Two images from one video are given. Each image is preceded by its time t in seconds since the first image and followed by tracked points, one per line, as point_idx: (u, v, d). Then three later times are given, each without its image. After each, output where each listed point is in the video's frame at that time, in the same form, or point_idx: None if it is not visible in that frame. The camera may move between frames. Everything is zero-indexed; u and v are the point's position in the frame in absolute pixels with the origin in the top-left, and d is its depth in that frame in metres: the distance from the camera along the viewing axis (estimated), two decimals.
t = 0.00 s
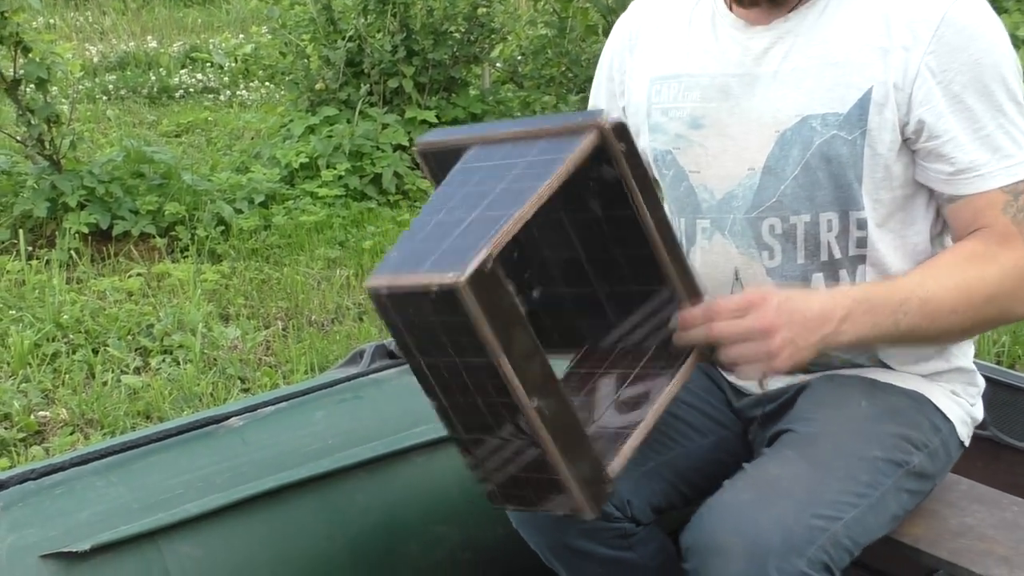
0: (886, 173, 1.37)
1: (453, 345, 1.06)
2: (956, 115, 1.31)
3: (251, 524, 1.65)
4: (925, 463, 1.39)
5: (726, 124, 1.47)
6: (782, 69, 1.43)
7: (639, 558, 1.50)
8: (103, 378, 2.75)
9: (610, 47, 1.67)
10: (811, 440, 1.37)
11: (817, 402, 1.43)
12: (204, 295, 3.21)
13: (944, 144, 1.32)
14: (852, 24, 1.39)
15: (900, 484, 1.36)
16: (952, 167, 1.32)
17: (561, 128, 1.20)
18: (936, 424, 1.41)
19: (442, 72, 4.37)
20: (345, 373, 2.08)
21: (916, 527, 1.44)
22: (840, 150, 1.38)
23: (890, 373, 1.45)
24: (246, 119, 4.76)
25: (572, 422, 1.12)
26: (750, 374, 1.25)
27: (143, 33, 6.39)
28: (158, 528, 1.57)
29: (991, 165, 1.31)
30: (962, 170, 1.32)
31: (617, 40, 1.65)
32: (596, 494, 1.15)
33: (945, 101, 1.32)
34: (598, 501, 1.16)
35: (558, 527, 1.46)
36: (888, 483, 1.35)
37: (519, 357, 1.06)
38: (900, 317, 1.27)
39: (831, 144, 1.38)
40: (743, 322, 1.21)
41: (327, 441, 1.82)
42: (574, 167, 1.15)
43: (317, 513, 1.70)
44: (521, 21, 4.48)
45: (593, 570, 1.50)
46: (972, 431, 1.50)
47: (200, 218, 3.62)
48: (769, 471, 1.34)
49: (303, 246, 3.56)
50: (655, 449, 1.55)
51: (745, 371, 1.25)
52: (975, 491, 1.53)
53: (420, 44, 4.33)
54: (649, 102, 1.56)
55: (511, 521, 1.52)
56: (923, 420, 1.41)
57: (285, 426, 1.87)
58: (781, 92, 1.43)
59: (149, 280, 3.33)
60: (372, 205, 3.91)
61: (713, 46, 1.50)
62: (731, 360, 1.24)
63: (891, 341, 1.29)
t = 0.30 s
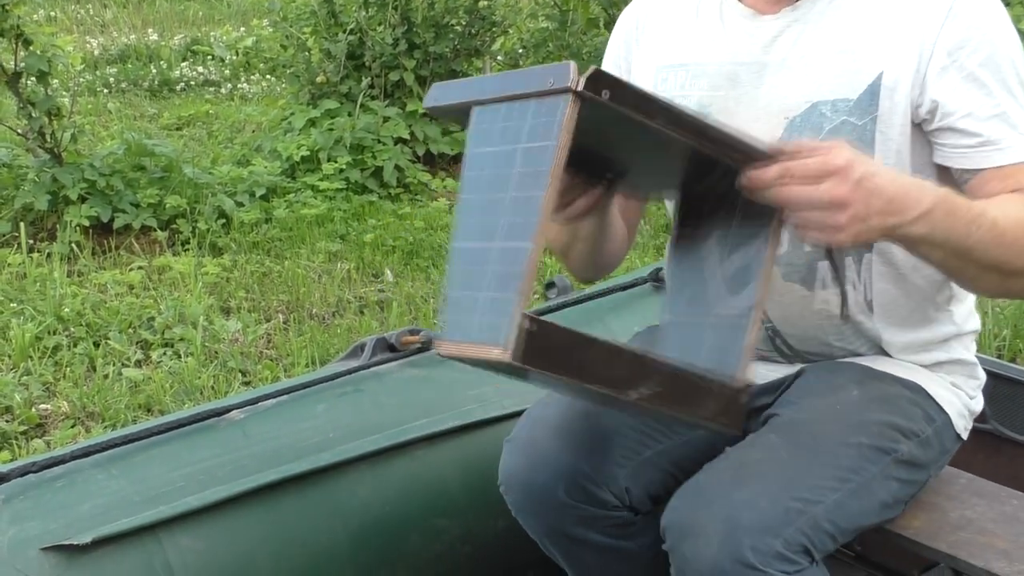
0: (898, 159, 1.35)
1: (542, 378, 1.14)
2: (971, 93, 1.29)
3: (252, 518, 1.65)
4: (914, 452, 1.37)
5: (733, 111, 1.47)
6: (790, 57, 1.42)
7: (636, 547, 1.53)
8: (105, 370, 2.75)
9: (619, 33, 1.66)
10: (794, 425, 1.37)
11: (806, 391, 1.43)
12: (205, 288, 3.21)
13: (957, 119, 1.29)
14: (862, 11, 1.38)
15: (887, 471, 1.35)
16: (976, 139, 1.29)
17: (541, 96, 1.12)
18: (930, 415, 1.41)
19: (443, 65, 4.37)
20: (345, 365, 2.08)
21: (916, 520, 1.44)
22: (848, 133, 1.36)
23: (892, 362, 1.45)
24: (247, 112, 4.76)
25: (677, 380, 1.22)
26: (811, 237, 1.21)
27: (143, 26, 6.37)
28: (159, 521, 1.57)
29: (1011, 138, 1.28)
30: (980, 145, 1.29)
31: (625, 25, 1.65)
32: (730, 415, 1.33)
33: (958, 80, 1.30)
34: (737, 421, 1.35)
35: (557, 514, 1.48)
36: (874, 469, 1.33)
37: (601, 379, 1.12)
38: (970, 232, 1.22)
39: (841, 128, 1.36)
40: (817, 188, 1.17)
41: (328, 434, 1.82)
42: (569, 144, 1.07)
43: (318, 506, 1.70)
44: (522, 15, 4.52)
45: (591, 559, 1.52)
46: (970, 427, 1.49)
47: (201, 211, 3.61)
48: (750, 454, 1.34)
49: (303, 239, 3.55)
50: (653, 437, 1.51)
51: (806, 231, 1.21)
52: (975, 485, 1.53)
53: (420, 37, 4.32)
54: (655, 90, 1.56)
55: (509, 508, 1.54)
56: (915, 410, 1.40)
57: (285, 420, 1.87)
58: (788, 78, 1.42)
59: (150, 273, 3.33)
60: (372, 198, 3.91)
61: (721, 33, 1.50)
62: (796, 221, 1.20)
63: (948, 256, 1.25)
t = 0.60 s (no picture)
0: (913, 158, 1.37)
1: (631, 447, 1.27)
2: (983, 96, 1.31)
3: (252, 514, 1.65)
4: (912, 448, 1.39)
5: (747, 107, 1.46)
6: (807, 53, 1.42)
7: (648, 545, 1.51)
8: (104, 367, 2.75)
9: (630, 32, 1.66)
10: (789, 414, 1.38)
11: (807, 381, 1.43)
12: (205, 285, 3.21)
13: (969, 124, 1.31)
14: (880, 10, 1.38)
15: (881, 467, 1.37)
16: (981, 146, 1.31)
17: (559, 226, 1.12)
18: (931, 413, 1.41)
19: (444, 61, 4.37)
20: (346, 362, 2.07)
21: (917, 518, 1.43)
22: (865, 132, 1.36)
23: (897, 359, 1.45)
24: (247, 108, 4.76)
25: (760, 414, 1.28)
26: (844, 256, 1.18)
27: (143, 22, 6.36)
28: (158, 517, 1.58)
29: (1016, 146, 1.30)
30: (989, 151, 1.30)
31: (637, 20, 1.65)
32: (821, 415, 1.32)
33: (973, 82, 1.31)
34: (828, 417, 1.32)
35: (567, 512, 1.48)
36: (866, 463, 1.35)
37: (688, 453, 1.24)
38: (998, 242, 1.21)
39: (857, 128, 1.37)
40: (854, 204, 1.14)
41: (329, 430, 1.82)
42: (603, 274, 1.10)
43: (318, 501, 1.71)
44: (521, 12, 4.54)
45: (599, 557, 1.52)
46: (972, 426, 1.49)
47: (201, 207, 3.61)
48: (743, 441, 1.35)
49: (303, 235, 3.55)
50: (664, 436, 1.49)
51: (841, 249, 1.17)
52: (977, 482, 1.53)
53: (421, 33, 4.31)
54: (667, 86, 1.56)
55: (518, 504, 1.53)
56: (916, 407, 1.41)
57: (285, 417, 1.86)
58: (802, 75, 1.41)
59: (150, 269, 3.33)
60: (373, 194, 3.91)
61: (735, 30, 1.50)
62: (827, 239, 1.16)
63: (973, 265, 1.23)
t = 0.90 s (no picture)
0: (919, 162, 1.37)
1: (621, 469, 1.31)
2: (987, 103, 1.32)
3: (252, 512, 1.66)
4: (910, 447, 1.39)
5: (752, 107, 1.47)
6: (814, 54, 1.42)
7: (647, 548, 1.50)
8: (105, 364, 2.75)
9: (634, 29, 1.65)
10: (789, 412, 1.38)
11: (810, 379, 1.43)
12: (205, 283, 3.21)
13: (973, 131, 1.32)
14: (888, 12, 1.37)
15: (878, 466, 1.37)
16: (978, 156, 1.33)
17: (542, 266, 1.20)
18: (929, 412, 1.41)
19: (444, 58, 4.37)
20: (345, 359, 2.04)
21: (917, 515, 1.44)
22: (870, 135, 1.37)
23: (898, 359, 1.44)
24: (247, 105, 4.76)
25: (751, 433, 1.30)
26: (853, 287, 1.23)
27: (144, 19, 6.36)
28: (159, 515, 1.59)
29: (1015, 156, 1.32)
30: (988, 160, 1.33)
31: (642, 19, 1.64)
32: (818, 430, 1.33)
33: (979, 89, 1.32)
34: (826, 432, 1.33)
35: (567, 509, 1.48)
36: (863, 462, 1.36)
37: (677, 472, 1.28)
38: (997, 257, 1.27)
39: (865, 131, 1.37)
40: (857, 236, 1.19)
41: (329, 427, 1.82)
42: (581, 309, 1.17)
43: (318, 498, 1.72)
44: (523, 9, 4.56)
45: (596, 556, 1.52)
46: (971, 425, 1.49)
47: (201, 205, 3.61)
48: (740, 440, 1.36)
49: (304, 233, 3.55)
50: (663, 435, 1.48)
51: (850, 281, 1.23)
52: (977, 480, 1.52)
53: (421, 31, 4.31)
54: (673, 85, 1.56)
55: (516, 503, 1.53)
56: (916, 406, 1.41)
57: (285, 414, 1.85)
58: (809, 76, 1.42)
59: (150, 267, 3.33)
60: (373, 192, 3.91)
61: (743, 30, 1.50)
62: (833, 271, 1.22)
63: (972, 280, 1.29)
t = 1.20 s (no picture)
0: (929, 164, 1.37)
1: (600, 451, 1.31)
2: (994, 103, 1.32)
3: (253, 510, 1.66)
4: (910, 445, 1.39)
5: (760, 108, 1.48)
6: (822, 55, 1.42)
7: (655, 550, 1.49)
8: (106, 362, 2.75)
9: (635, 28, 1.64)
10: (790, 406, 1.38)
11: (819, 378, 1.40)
12: (207, 281, 3.21)
13: (979, 130, 1.32)
14: (898, 11, 1.37)
15: (879, 462, 1.37)
16: (984, 154, 1.33)
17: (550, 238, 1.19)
18: (931, 411, 1.41)
19: (445, 56, 4.36)
20: (347, 357, 2.04)
21: (918, 513, 1.44)
22: (881, 137, 1.37)
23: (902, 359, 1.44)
24: (248, 103, 4.77)
25: (741, 431, 1.28)
26: (874, 309, 1.22)
27: (144, 17, 6.36)
28: (160, 513, 1.59)
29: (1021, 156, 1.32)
30: (994, 159, 1.32)
31: (647, 22, 1.63)
32: (813, 438, 1.29)
33: (986, 89, 1.32)
34: (822, 442, 1.29)
35: (576, 510, 1.47)
36: (863, 459, 1.36)
37: (655, 455, 1.27)
38: (1010, 272, 1.28)
39: (875, 132, 1.37)
40: (888, 265, 1.17)
41: (331, 425, 1.82)
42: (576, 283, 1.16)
43: (319, 496, 1.72)
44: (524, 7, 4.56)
45: (607, 557, 1.53)
46: (973, 425, 1.49)
47: (202, 203, 3.61)
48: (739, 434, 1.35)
49: (305, 230, 3.55)
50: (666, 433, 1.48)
51: (872, 306, 1.22)
52: (979, 479, 1.52)
53: (422, 29, 4.30)
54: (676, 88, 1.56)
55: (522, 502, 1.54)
56: (917, 404, 1.41)
57: (288, 412, 1.85)
58: (816, 77, 1.42)
59: (151, 264, 3.33)
60: (374, 189, 3.91)
61: (749, 30, 1.49)
62: (858, 296, 1.21)
63: (984, 292, 1.30)
